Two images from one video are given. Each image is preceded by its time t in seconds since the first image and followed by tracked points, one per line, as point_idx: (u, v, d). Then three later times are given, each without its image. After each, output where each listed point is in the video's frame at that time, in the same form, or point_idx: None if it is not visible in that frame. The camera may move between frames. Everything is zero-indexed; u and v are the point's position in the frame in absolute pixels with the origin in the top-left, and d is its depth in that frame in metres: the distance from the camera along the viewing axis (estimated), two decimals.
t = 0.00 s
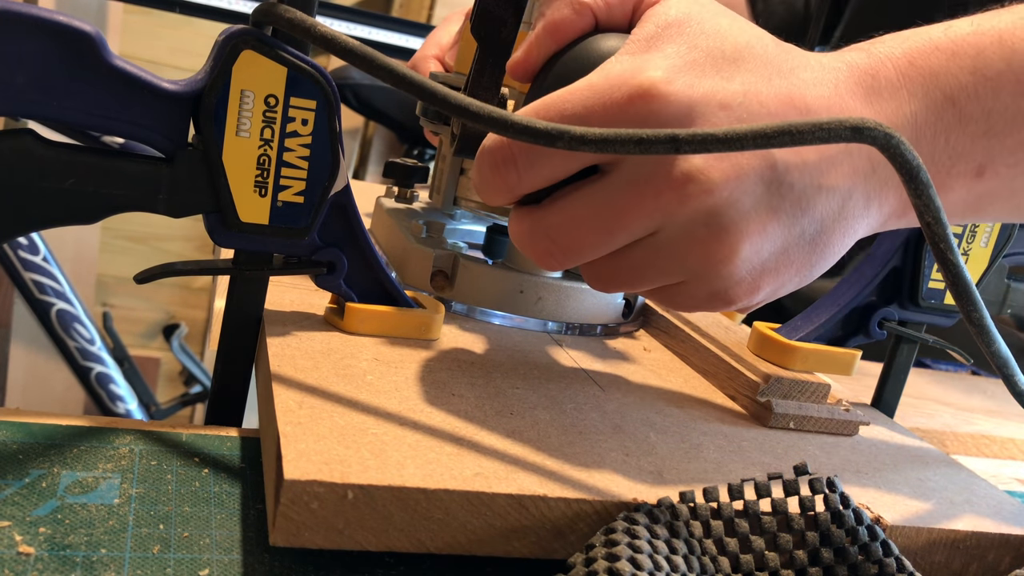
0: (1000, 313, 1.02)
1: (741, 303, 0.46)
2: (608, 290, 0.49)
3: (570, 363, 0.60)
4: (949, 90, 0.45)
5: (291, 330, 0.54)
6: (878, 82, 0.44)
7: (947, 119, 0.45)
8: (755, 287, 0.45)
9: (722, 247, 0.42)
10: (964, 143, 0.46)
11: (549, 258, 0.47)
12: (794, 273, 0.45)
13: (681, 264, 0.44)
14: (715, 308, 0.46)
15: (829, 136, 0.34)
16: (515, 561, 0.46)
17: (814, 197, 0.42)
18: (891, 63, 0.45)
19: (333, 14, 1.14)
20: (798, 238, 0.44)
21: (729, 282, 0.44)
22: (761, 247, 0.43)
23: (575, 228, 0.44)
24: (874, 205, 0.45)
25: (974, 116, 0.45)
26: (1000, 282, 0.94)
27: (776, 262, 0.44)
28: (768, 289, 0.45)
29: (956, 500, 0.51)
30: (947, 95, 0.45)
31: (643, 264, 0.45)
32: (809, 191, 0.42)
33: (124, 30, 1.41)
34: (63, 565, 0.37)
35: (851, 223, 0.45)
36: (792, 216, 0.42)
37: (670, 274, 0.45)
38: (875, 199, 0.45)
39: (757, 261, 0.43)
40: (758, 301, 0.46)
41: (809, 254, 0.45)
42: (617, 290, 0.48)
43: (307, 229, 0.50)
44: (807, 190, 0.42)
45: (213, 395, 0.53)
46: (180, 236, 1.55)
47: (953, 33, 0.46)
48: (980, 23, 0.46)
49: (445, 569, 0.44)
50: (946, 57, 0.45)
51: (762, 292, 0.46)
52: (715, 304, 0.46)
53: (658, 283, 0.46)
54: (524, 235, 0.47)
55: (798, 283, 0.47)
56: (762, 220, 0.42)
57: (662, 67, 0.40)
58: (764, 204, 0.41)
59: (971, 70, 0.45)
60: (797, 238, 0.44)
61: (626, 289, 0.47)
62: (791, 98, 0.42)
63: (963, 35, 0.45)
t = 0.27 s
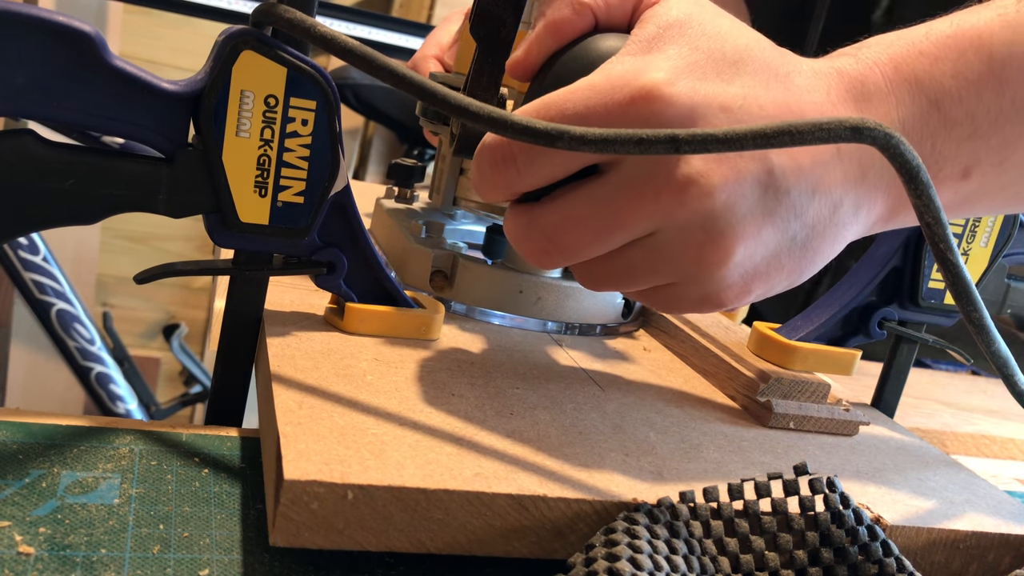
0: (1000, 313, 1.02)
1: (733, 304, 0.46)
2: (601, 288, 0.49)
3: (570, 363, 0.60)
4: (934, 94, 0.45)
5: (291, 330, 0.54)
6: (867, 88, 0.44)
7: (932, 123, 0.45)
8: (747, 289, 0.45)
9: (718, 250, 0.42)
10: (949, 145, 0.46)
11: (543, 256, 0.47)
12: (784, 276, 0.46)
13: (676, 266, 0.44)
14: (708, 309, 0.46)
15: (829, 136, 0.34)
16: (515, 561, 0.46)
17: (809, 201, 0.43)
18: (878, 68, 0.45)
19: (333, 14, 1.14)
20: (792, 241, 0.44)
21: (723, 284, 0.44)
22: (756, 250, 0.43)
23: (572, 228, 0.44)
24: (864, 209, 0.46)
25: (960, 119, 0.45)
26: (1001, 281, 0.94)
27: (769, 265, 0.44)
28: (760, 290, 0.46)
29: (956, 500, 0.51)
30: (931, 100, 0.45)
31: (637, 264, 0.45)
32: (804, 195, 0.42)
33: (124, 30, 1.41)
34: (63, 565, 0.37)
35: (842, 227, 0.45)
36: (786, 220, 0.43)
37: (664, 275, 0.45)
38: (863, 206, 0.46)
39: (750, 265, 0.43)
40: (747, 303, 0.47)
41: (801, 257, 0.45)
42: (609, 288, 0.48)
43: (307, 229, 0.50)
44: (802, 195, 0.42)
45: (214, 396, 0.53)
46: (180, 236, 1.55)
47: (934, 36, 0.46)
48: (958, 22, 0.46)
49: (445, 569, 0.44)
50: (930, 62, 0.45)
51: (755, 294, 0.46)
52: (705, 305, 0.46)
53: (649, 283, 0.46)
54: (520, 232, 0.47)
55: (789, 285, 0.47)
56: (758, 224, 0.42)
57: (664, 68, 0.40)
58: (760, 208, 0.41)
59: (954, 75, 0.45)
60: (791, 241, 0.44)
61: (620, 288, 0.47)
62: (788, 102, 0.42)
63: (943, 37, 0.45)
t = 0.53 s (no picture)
0: (1000, 313, 1.02)
1: (721, 304, 0.46)
2: (588, 285, 0.49)
3: (570, 364, 0.60)
4: (920, 99, 0.44)
5: (291, 330, 0.54)
6: (854, 94, 0.44)
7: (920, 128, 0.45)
8: (735, 290, 0.45)
9: (708, 251, 0.42)
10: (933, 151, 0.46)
11: (532, 253, 0.47)
12: (772, 278, 0.45)
13: (665, 265, 0.44)
14: (695, 310, 0.46)
15: (828, 136, 0.34)
16: (515, 561, 0.46)
17: (800, 202, 0.43)
18: (865, 73, 0.45)
19: (333, 14, 1.14)
20: (781, 243, 0.44)
21: (711, 285, 0.44)
22: (745, 251, 0.43)
23: (561, 225, 0.44)
24: (852, 212, 0.46)
25: (944, 124, 0.45)
26: (1001, 281, 0.94)
27: (758, 267, 0.44)
28: (748, 291, 0.46)
29: (956, 500, 0.51)
30: (917, 105, 0.44)
31: (627, 262, 0.45)
32: (794, 196, 0.42)
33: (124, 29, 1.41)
34: (63, 565, 0.37)
35: (829, 229, 0.45)
36: (777, 222, 0.43)
37: (652, 274, 0.45)
38: (850, 210, 0.45)
39: (739, 265, 0.43)
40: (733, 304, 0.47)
41: (790, 258, 0.45)
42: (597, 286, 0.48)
43: (307, 230, 0.50)
44: (792, 195, 0.42)
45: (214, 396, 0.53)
46: (180, 236, 1.55)
47: (918, 41, 0.45)
48: (943, 27, 0.45)
49: (445, 569, 0.44)
50: (916, 67, 0.45)
51: (743, 295, 0.46)
52: (692, 305, 0.46)
53: (637, 282, 0.46)
54: (509, 229, 0.47)
55: (776, 286, 0.47)
56: (749, 224, 0.42)
57: (659, 66, 0.40)
58: (751, 208, 0.41)
59: (939, 80, 0.44)
60: (780, 243, 0.44)
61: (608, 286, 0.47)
62: (779, 105, 0.42)
63: (928, 42, 0.45)
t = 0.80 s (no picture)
0: (1000, 313, 1.02)
1: (710, 302, 0.46)
2: (576, 283, 0.48)
3: (570, 364, 0.60)
4: (912, 99, 0.44)
5: (291, 330, 0.54)
6: (847, 93, 0.44)
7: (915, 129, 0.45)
8: (723, 288, 0.45)
9: (697, 250, 0.42)
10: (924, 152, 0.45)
11: (521, 251, 0.46)
12: (761, 277, 0.45)
13: (655, 264, 0.44)
14: (683, 308, 0.46)
15: (829, 135, 0.34)
16: (515, 561, 0.46)
17: (789, 200, 0.42)
18: (858, 72, 0.45)
19: (333, 14, 1.14)
20: (770, 242, 0.44)
21: (700, 284, 0.44)
22: (734, 250, 0.43)
23: (550, 223, 0.44)
24: (842, 212, 0.45)
25: (935, 125, 0.45)
26: (1001, 281, 0.94)
27: (747, 265, 0.44)
28: (737, 289, 0.46)
29: (956, 500, 0.51)
30: (909, 105, 0.44)
31: (616, 260, 0.45)
32: (785, 195, 0.42)
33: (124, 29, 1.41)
34: (63, 565, 0.37)
35: (819, 229, 0.45)
36: (766, 220, 0.42)
37: (641, 273, 0.45)
38: (840, 210, 0.45)
39: (729, 264, 0.43)
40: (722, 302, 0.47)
41: (779, 257, 0.45)
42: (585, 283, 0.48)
43: (307, 230, 0.50)
44: (783, 194, 0.42)
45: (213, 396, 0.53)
46: (180, 236, 1.55)
47: (912, 40, 0.45)
48: (938, 26, 0.45)
49: (445, 569, 0.44)
50: (909, 67, 0.44)
51: (731, 292, 0.46)
52: (682, 304, 0.46)
53: (627, 281, 0.46)
54: (499, 227, 0.47)
55: (765, 284, 0.47)
56: (739, 223, 0.42)
57: (650, 63, 0.40)
58: (741, 207, 0.41)
59: (932, 82, 0.44)
60: (769, 241, 0.44)
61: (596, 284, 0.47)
62: (771, 104, 0.42)
63: (922, 42, 0.45)
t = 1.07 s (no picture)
0: (999, 313, 1.03)
1: (687, 299, 0.46)
2: (553, 280, 0.48)
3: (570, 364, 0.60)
4: (892, 95, 0.45)
5: (291, 331, 0.54)
6: (828, 89, 0.44)
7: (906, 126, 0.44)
8: (701, 285, 0.45)
9: (676, 246, 0.42)
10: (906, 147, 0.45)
11: (498, 246, 0.46)
12: (739, 274, 0.46)
13: (632, 261, 0.43)
14: (660, 305, 0.46)
15: (830, 133, 0.34)
16: (515, 561, 0.46)
17: (767, 196, 0.42)
18: (838, 68, 0.45)
19: (333, 14, 1.14)
20: (748, 238, 0.44)
21: (678, 281, 0.44)
22: (712, 247, 0.43)
23: (527, 219, 0.43)
24: (822, 210, 0.46)
25: (916, 122, 0.45)
26: (1000, 281, 0.94)
27: (725, 262, 0.44)
28: (714, 286, 0.46)
29: (956, 500, 0.51)
30: (889, 101, 0.45)
31: (592, 257, 0.44)
32: (763, 192, 0.42)
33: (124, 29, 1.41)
34: (63, 565, 0.37)
35: (798, 227, 0.45)
36: (744, 217, 0.42)
37: (618, 270, 0.44)
38: (820, 208, 0.45)
39: (706, 261, 0.43)
40: (701, 299, 0.47)
41: (757, 254, 0.45)
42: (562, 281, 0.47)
43: (307, 230, 0.50)
44: (762, 192, 0.42)
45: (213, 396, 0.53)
46: (180, 236, 1.55)
47: (894, 37, 0.46)
48: (919, 24, 0.46)
49: (445, 569, 0.44)
50: (890, 63, 0.45)
51: (709, 289, 0.46)
52: (660, 301, 0.46)
53: (604, 278, 0.46)
54: (477, 222, 0.46)
55: (743, 281, 0.47)
56: (717, 220, 0.42)
57: (626, 58, 0.40)
58: (720, 204, 0.41)
59: (912, 77, 0.44)
60: (746, 238, 0.44)
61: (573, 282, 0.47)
62: (753, 99, 0.41)
63: (904, 39, 0.45)
